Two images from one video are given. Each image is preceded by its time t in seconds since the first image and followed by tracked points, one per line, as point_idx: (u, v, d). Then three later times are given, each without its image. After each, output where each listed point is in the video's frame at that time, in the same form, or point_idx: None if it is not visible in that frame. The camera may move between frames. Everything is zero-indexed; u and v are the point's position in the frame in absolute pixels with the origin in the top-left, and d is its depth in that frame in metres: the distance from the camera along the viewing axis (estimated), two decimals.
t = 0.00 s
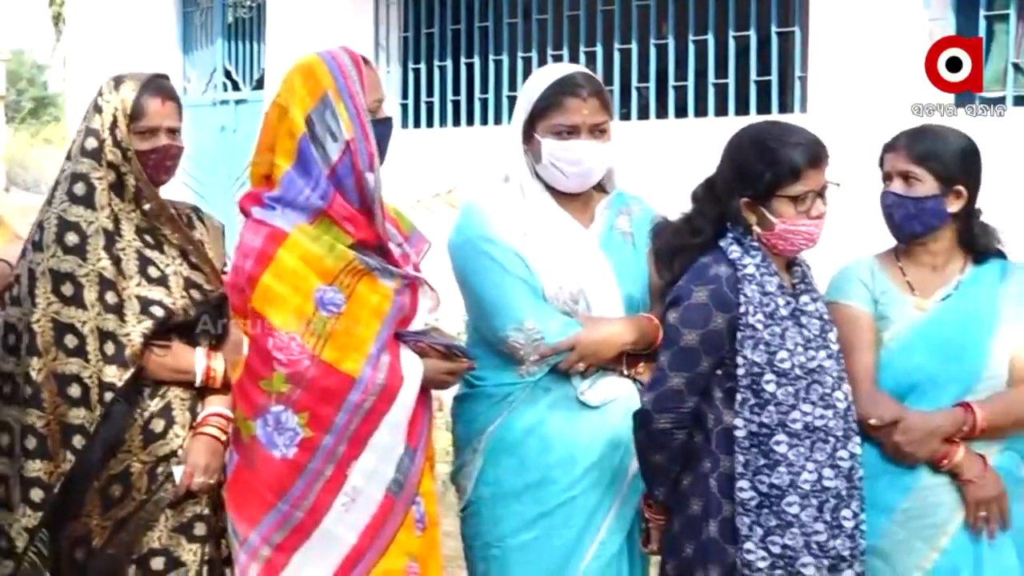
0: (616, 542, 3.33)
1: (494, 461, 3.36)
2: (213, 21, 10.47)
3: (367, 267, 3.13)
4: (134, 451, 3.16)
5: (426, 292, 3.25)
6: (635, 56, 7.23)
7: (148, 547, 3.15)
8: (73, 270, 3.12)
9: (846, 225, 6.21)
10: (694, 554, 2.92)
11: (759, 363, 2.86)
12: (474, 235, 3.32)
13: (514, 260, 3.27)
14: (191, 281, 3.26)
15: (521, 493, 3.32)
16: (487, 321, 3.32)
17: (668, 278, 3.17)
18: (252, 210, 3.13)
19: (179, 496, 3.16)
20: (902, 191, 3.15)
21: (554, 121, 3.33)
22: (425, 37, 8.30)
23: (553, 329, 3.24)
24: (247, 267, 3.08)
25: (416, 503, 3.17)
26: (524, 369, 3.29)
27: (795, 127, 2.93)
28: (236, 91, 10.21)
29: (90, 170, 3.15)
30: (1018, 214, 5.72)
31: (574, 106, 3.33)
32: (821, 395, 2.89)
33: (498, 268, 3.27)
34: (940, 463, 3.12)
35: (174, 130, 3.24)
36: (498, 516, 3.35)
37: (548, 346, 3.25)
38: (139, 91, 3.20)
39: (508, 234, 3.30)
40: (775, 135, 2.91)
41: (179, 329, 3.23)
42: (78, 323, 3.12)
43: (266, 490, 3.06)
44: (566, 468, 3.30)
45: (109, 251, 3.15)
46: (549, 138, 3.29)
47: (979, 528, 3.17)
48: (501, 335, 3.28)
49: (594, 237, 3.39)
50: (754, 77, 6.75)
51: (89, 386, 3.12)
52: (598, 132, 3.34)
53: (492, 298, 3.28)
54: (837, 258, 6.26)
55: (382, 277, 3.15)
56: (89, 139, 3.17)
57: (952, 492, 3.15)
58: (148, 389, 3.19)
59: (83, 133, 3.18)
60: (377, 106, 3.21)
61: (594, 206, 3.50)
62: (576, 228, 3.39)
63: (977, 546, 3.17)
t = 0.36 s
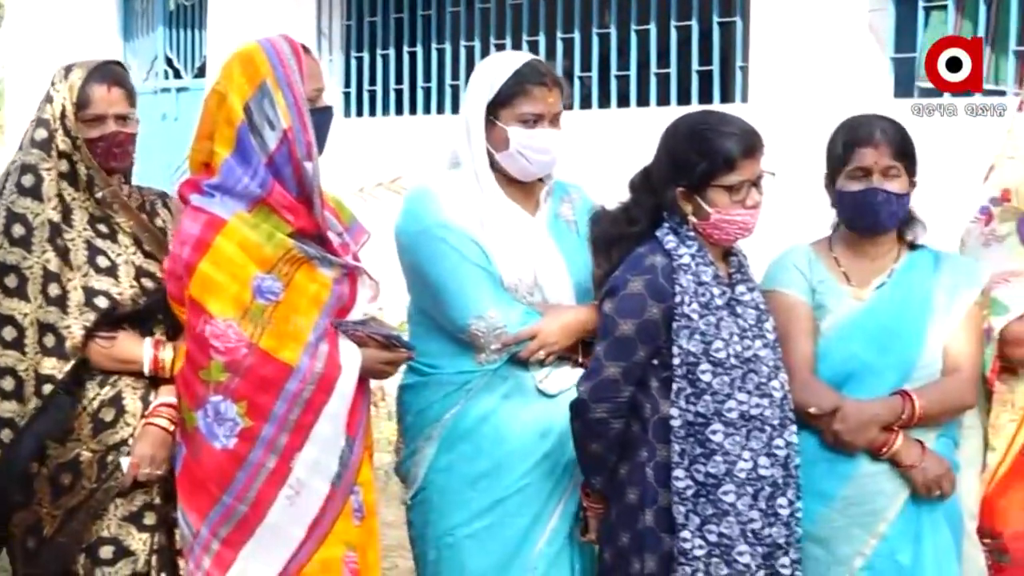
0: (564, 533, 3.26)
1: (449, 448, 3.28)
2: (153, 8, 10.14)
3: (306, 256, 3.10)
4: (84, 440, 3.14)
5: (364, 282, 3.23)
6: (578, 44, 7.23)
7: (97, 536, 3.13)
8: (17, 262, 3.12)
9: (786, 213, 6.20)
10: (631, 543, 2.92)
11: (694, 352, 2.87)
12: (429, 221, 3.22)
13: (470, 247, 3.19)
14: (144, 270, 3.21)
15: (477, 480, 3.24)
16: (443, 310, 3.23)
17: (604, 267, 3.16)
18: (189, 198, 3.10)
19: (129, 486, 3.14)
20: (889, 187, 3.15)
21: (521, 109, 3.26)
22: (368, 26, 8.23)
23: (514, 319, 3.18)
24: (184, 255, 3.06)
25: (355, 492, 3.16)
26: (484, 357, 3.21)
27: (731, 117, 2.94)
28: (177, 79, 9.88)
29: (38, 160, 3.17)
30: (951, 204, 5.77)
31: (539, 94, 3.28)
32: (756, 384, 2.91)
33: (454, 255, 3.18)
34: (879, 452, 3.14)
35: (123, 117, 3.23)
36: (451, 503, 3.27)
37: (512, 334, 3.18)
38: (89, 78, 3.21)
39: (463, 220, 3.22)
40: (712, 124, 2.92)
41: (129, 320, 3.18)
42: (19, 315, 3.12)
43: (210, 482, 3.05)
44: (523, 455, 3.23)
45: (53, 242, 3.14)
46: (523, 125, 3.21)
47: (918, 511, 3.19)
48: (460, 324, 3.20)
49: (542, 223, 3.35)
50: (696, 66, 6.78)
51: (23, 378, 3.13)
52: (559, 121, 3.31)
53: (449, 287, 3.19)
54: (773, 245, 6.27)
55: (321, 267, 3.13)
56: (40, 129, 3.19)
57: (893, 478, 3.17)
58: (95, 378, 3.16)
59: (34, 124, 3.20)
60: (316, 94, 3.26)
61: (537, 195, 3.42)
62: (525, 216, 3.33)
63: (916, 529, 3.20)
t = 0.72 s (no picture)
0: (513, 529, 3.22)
1: (395, 443, 3.22)
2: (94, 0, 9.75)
3: (246, 247, 3.11)
4: (24, 435, 3.12)
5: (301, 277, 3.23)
6: (521, 39, 7.24)
7: (35, 532, 3.11)
8: None
9: (721, 206, 6.21)
10: (567, 536, 2.90)
11: (629, 345, 2.88)
12: (375, 216, 3.20)
13: (417, 241, 3.17)
14: (91, 266, 3.18)
15: (424, 475, 3.18)
16: (390, 304, 3.19)
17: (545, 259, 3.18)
18: (131, 189, 3.09)
19: (67, 484, 3.12)
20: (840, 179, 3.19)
21: (460, 97, 3.27)
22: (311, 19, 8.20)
23: (460, 313, 3.15)
24: (124, 243, 3.04)
25: (287, 488, 3.14)
26: (431, 350, 3.17)
27: (671, 112, 2.96)
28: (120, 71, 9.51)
29: None
30: (886, 203, 5.81)
31: (476, 81, 3.29)
32: (691, 379, 2.92)
33: (400, 249, 3.16)
34: (839, 448, 3.17)
35: (76, 111, 3.22)
36: (398, 500, 3.20)
37: (460, 327, 3.15)
38: (45, 73, 3.22)
39: (409, 215, 3.20)
40: (652, 119, 2.94)
41: (75, 316, 3.18)
42: None
43: (144, 474, 3.02)
44: (469, 448, 3.17)
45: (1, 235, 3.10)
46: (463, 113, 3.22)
47: (872, 504, 3.23)
48: (407, 318, 3.15)
49: (485, 217, 3.33)
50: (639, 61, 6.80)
51: None
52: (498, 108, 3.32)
53: (395, 282, 3.16)
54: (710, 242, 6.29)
55: (259, 259, 3.13)
56: None
57: (851, 473, 3.20)
58: (38, 374, 3.14)
59: None
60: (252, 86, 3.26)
61: (479, 189, 3.42)
62: (470, 210, 3.31)
63: (870, 524, 3.23)
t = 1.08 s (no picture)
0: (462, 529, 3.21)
1: (342, 443, 3.21)
2: None
3: (181, 242, 3.06)
4: None
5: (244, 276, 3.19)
6: (472, 37, 7.24)
7: None
8: None
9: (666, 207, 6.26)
10: (512, 534, 2.90)
11: (573, 344, 2.89)
12: (318, 217, 3.20)
13: (360, 241, 3.17)
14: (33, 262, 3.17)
15: (374, 474, 3.17)
16: (334, 304, 3.19)
17: (492, 256, 3.17)
18: (65, 179, 3.07)
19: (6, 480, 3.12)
20: (785, 180, 3.20)
21: (399, 96, 3.26)
22: (261, 16, 8.15)
23: (405, 311, 3.15)
24: (56, 238, 3.04)
25: (229, 488, 3.14)
26: (376, 350, 3.17)
27: (617, 110, 2.96)
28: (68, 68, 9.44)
29: None
30: (832, 205, 5.84)
31: (415, 79, 3.27)
32: (636, 377, 2.93)
33: (344, 250, 3.16)
34: (799, 447, 3.19)
35: (22, 108, 3.22)
36: (348, 500, 3.19)
37: (405, 326, 3.14)
38: None
39: (352, 215, 3.20)
40: (596, 118, 2.93)
41: (20, 311, 3.17)
42: None
43: (77, 469, 3.04)
44: (417, 447, 3.16)
45: None
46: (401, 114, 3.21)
47: (830, 504, 3.25)
48: (352, 318, 3.16)
49: (429, 213, 3.33)
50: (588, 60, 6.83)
51: None
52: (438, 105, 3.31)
53: (339, 283, 3.16)
54: (655, 242, 6.31)
55: (197, 255, 3.08)
56: None
57: (809, 472, 3.22)
58: None
59: None
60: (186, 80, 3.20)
61: (422, 185, 3.41)
62: (413, 206, 3.31)
63: (829, 523, 3.24)
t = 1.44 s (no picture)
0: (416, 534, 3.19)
1: (295, 446, 3.20)
2: None
3: (126, 241, 3.05)
4: None
5: (196, 278, 3.17)
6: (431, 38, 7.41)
7: None
8: None
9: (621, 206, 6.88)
10: (467, 536, 2.90)
11: (528, 346, 2.89)
12: (267, 220, 3.18)
13: (310, 244, 3.16)
14: None
15: (326, 478, 3.16)
16: (286, 306, 3.17)
17: (446, 257, 3.17)
18: (9, 180, 3.08)
19: None
20: (737, 181, 3.21)
21: (343, 91, 3.25)
22: (220, 17, 8.28)
23: (357, 313, 3.13)
24: None
25: (178, 490, 3.12)
26: (329, 353, 3.16)
27: (571, 113, 2.96)
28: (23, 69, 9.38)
29: None
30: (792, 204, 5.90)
31: (355, 73, 3.28)
32: (590, 379, 2.94)
33: (294, 253, 3.14)
34: (749, 450, 3.19)
35: None
36: (302, 503, 3.18)
37: (357, 329, 3.13)
38: None
39: (301, 217, 3.18)
40: (551, 121, 2.93)
41: None
42: None
43: (16, 468, 3.01)
44: (369, 449, 3.15)
45: None
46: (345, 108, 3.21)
47: (781, 507, 3.25)
48: (304, 322, 3.14)
49: (378, 213, 3.32)
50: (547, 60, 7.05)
51: None
52: (380, 97, 3.31)
53: (291, 286, 3.14)
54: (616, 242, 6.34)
55: (144, 255, 3.07)
56: None
57: (759, 475, 3.22)
58: None
59: None
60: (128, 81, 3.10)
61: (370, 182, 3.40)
62: (362, 206, 3.29)
63: (780, 526, 3.24)
